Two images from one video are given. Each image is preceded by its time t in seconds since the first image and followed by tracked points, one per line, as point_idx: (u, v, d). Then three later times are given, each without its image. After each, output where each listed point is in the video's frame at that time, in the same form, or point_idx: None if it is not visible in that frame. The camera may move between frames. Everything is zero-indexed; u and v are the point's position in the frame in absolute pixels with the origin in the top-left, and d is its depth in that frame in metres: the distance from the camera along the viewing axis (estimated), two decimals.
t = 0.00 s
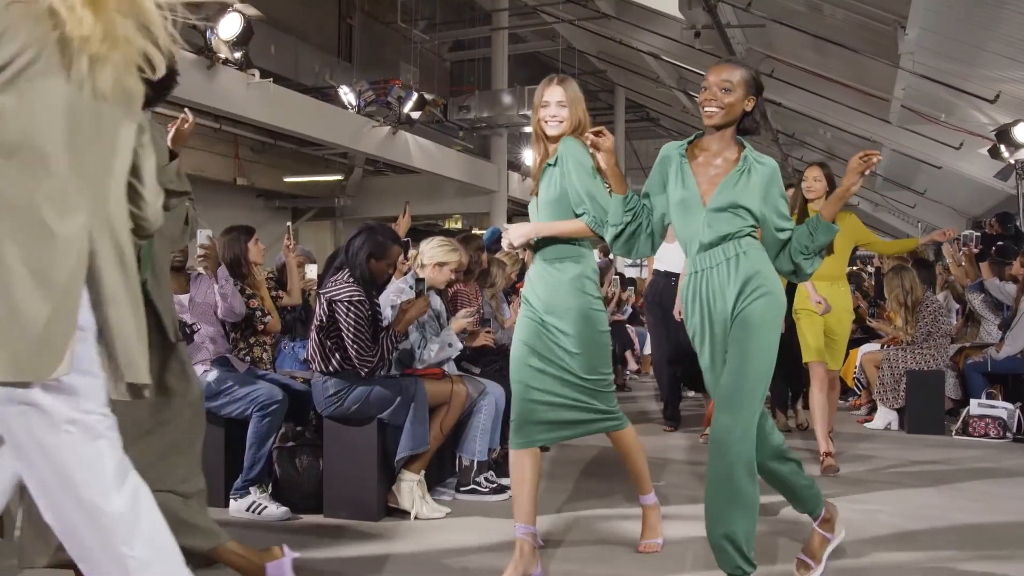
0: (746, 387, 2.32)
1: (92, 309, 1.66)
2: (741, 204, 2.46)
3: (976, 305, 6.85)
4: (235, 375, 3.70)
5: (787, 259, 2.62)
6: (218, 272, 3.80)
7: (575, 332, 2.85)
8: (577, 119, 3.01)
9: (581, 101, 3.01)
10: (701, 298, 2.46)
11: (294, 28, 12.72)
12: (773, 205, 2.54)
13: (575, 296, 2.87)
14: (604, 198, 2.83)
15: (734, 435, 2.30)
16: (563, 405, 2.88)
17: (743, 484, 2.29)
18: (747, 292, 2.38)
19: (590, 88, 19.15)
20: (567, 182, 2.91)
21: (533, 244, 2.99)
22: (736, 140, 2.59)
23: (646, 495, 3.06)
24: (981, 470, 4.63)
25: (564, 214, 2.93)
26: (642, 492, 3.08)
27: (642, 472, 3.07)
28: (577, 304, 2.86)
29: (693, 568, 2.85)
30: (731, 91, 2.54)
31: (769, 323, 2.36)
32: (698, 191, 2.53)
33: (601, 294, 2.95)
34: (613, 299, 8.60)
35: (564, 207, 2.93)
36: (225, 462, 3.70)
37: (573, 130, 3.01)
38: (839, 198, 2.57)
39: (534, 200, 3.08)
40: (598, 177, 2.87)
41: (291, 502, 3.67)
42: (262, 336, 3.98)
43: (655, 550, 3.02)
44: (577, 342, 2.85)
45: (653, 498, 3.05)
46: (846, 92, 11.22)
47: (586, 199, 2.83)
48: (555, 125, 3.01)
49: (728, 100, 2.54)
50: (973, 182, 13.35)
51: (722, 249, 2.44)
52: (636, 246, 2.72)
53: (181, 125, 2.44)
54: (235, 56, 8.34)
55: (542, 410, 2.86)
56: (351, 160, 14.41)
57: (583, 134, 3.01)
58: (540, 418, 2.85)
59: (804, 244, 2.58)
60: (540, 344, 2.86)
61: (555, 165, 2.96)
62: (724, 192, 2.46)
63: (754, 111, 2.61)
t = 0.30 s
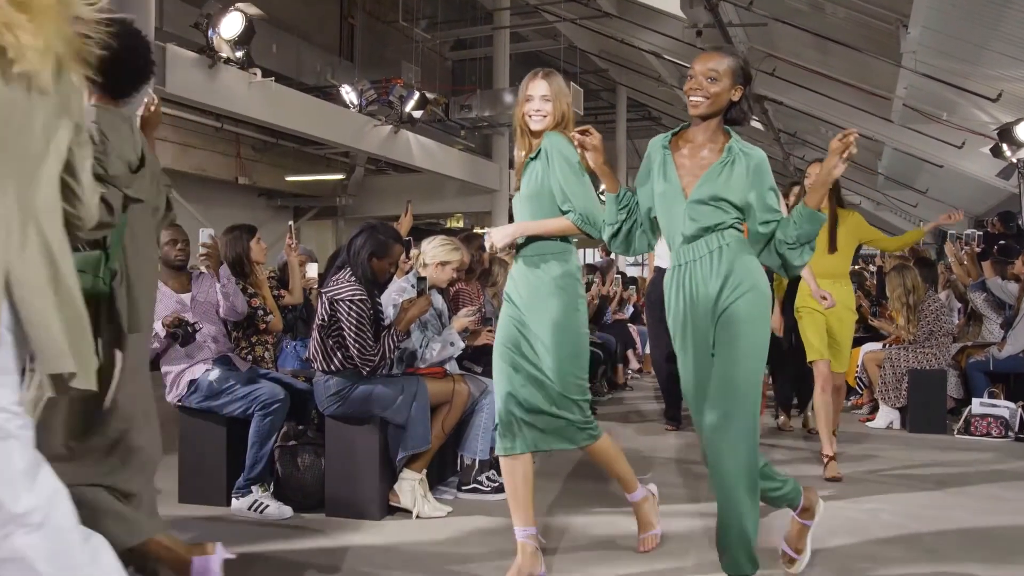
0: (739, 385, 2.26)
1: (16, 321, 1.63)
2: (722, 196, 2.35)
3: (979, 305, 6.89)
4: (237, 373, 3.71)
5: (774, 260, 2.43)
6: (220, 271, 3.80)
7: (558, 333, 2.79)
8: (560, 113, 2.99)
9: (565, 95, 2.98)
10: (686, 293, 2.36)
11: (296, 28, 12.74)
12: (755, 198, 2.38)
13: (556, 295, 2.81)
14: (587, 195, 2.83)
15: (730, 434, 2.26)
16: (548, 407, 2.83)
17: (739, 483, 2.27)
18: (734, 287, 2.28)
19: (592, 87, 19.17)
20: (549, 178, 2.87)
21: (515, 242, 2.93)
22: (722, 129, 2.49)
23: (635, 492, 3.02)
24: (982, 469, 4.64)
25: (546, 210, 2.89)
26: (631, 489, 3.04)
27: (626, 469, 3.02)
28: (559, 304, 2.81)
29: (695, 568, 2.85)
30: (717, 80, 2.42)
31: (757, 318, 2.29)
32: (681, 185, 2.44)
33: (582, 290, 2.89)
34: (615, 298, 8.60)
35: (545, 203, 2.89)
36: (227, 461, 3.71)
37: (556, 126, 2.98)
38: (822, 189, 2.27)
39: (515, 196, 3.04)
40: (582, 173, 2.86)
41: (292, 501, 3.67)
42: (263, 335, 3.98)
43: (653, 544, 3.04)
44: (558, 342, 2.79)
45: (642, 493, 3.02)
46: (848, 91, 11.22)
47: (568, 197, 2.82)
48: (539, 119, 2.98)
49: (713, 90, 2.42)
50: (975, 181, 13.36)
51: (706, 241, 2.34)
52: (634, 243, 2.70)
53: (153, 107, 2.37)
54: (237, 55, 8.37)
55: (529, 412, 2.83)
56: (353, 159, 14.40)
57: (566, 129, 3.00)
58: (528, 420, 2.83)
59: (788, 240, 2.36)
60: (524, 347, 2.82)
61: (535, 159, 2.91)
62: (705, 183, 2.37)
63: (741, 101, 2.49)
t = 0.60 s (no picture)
0: (729, 385, 2.07)
1: None
2: (697, 182, 2.13)
3: (980, 303, 6.89)
4: (240, 371, 3.71)
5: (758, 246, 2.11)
6: (222, 270, 3.80)
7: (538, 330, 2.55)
8: (540, 103, 2.75)
9: (546, 85, 2.74)
10: (660, 286, 2.16)
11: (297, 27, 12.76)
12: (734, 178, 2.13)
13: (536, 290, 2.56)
14: (575, 190, 2.62)
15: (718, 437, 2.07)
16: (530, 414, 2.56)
17: (732, 488, 2.09)
18: (717, 278, 2.08)
19: (593, 86, 19.19)
20: (533, 173, 2.64)
21: (494, 240, 2.68)
22: (704, 110, 2.25)
23: (603, 490, 2.81)
24: (984, 468, 4.64)
25: (529, 206, 2.66)
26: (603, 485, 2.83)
27: (593, 468, 2.77)
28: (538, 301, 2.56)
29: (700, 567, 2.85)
30: (695, 62, 2.17)
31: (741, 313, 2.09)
32: (659, 174, 2.24)
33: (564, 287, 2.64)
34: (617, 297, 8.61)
35: (528, 198, 2.65)
36: (229, 460, 3.72)
37: (536, 116, 2.75)
38: (797, 159, 1.99)
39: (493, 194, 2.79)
40: (570, 169, 2.65)
41: (294, 499, 3.67)
42: (265, 334, 3.99)
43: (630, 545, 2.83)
44: (534, 342, 2.54)
45: (610, 489, 2.82)
46: (849, 91, 11.23)
47: (556, 191, 2.60)
48: (519, 109, 2.73)
49: (685, 67, 2.17)
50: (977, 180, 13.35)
51: (686, 229, 2.14)
52: (636, 235, 2.53)
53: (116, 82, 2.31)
54: (239, 54, 8.39)
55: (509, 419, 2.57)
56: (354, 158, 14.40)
57: (549, 120, 2.76)
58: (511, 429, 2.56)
59: (765, 216, 2.06)
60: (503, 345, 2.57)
61: (519, 152, 2.67)
62: (681, 168, 2.15)
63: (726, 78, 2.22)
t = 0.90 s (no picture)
0: (719, 375, 2.00)
1: None
2: (674, 167, 2.06)
3: (981, 303, 6.90)
4: (242, 371, 3.71)
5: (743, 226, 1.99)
6: (223, 270, 3.82)
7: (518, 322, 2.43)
8: (524, 92, 2.63)
9: (530, 73, 2.63)
10: (638, 281, 2.08)
11: (299, 27, 12.76)
12: (709, 158, 2.03)
13: (514, 281, 2.45)
14: (563, 183, 2.52)
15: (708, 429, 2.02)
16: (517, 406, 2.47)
17: (726, 478, 2.03)
18: (701, 268, 2.01)
19: (594, 85, 19.21)
20: (520, 164, 2.54)
21: (479, 236, 2.57)
22: (686, 93, 2.17)
23: (563, 501, 2.55)
24: (986, 468, 4.63)
25: (515, 200, 2.56)
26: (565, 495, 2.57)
27: (553, 472, 2.55)
28: (519, 290, 2.44)
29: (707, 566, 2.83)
30: (668, 45, 2.08)
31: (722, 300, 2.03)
32: (639, 160, 2.17)
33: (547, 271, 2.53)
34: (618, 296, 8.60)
35: (514, 191, 2.55)
36: (231, 459, 3.72)
37: (519, 105, 2.63)
38: (764, 131, 1.90)
39: (474, 187, 2.68)
40: (558, 161, 2.55)
41: (295, 499, 3.66)
42: (266, 333, 4.01)
43: (583, 565, 2.54)
44: (518, 334, 2.43)
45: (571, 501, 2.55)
46: (850, 90, 11.23)
47: (544, 182, 2.50)
48: (501, 98, 2.62)
49: (658, 51, 2.09)
50: (978, 179, 13.35)
51: (664, 220, 2.07)
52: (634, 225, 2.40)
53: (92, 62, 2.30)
54: (241, 53, 8.44)
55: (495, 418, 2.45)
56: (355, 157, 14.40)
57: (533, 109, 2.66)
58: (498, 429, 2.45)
59: (740, 192, 1.95)
60: (484, 343, 2.45)
61: (505, 142, 2.56)
62: (656, 155, 2.09)
63: (705, 60, 2.15)
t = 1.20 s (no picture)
0: (699, 374, 1.96)
1: None
2: (648, 158, 2.03)
3: (983, 303, 6.90)
4: (243, 370, 3.72)
5: (722, 210, 1.95)
6: (225, 268, 3.81)
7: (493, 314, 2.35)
8: (506, 81, 2.54)
9: (511, 62, 2.55)
10: (612, 278, 2.06)
11: (300, 26, 12.77)
12: (681, 144, 1.99)
13: (489, 272, 2.38)
14: (550, 177, 2.45)
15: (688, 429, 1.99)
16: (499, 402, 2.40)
17: (717, 474, 1.99)
18: (677, 265, 1.97)
19: (595, 85, 19.22)
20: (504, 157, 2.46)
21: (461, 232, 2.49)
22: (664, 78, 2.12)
23: (509, 521, 2.37)
24: (987, 469, 4.63)
25: (501, 195, 2.50)
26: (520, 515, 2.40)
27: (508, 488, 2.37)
28: (496, 281, 2.37)
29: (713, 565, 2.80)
30: (635, 34, 2.05)
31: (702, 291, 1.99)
32: (619, 154, 2.14)
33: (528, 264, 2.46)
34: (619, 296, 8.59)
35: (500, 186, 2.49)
36: (233, 459, 3.72)
37: (502, 96, 2.55)
38: (728, 102, 1.90)
39: (457, 182, 2.62)
40: (545, 154, 2.48)
41: (296, 498, 3.66)
42: (267, 333, 4.01)
43: None
44: (492, 325, 2.34)
45: (517, 524, 2.37)
46: (852, 89, 11.22)
47: (530, 175, 2.43)
48: (483, 89, 2.53)
49: (629, 40, 2.06)
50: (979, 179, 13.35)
51: (641, 216, 2.04)
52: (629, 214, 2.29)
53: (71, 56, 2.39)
54: (241, 53, 8.49)
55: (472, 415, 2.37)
56: (356, 157, 14.40)
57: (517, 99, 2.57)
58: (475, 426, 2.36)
59: (709, 172, 1.92)
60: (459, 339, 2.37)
61: (489, 134, 2.47)
62: (632, 147, 2.06)
63: (679, 43, 2.10)
